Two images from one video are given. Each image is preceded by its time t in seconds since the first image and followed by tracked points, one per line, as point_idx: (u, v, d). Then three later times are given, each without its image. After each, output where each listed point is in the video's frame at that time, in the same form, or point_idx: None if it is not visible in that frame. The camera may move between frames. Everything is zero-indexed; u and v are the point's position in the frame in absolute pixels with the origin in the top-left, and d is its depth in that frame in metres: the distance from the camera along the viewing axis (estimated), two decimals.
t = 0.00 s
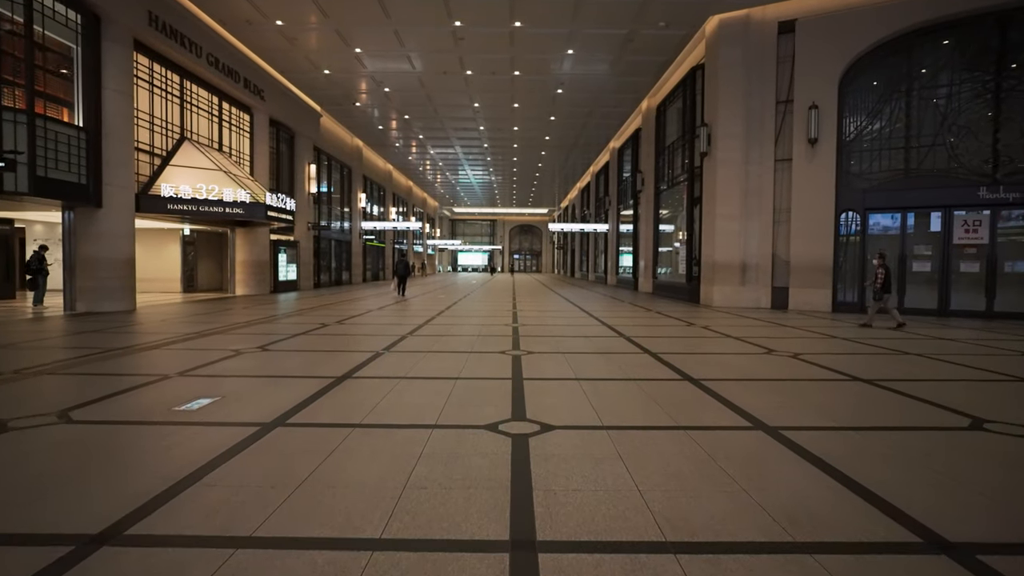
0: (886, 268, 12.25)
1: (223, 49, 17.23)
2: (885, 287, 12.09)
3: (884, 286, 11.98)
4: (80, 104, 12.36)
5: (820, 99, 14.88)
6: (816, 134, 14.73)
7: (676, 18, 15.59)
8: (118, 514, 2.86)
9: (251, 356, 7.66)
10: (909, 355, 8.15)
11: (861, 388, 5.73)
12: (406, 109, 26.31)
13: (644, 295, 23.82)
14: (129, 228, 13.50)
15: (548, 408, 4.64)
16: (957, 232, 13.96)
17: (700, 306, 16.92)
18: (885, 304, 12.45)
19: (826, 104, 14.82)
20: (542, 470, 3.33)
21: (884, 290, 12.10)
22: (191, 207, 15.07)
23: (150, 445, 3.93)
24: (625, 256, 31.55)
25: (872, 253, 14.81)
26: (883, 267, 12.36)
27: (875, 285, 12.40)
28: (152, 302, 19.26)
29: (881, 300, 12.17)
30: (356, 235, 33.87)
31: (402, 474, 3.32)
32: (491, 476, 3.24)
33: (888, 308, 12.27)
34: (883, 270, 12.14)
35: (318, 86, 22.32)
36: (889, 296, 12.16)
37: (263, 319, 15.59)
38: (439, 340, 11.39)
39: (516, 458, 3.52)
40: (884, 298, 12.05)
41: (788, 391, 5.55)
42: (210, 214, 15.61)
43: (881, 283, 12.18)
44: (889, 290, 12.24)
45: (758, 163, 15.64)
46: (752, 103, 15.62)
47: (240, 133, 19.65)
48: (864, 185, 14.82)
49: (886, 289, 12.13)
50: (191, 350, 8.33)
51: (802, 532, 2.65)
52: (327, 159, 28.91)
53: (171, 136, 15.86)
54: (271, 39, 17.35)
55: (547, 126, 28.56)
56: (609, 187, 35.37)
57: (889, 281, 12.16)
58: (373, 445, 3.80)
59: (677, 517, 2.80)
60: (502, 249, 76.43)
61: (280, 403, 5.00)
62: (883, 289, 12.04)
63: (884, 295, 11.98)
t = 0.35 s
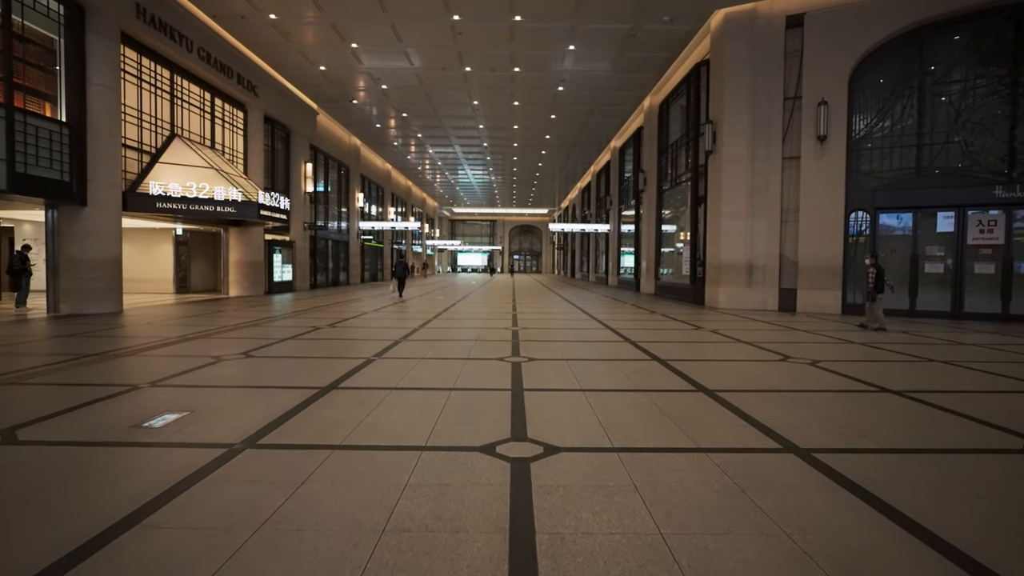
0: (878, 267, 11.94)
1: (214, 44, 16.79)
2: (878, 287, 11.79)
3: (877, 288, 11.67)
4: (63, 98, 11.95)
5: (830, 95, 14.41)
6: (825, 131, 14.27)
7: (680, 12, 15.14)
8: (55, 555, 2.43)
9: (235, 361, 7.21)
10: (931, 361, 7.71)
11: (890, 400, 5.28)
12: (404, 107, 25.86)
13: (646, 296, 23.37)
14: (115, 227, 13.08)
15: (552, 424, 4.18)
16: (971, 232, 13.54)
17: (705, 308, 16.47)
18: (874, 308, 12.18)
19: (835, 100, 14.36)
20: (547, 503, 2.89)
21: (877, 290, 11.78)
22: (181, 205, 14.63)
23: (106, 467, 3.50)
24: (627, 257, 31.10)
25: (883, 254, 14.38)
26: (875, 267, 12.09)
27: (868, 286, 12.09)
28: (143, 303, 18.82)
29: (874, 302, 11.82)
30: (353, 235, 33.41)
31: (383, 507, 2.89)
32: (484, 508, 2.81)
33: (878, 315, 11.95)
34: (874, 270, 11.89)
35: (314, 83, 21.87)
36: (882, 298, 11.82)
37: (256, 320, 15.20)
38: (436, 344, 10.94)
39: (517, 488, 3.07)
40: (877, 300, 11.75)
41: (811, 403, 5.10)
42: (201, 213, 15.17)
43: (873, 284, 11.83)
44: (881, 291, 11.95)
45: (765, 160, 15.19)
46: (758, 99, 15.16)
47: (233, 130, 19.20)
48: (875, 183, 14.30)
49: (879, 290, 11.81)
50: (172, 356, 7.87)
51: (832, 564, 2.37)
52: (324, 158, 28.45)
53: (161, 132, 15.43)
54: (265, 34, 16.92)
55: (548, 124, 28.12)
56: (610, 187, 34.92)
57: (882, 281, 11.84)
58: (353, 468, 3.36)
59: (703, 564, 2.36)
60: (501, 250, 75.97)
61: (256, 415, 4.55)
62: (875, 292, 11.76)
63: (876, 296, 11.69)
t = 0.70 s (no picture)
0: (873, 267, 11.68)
1: (206, 38, 16.34)
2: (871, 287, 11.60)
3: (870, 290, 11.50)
4: (47, 92, 11.53)
5: (840, 90, 13.93)
6: (835, 127, 13.81)
7: (685, 5, 14.69)
8: (56, 555, 2.41)
9: (216, 367, 6.76)
10: (958, 367, 7.23)
11: (929, 414, 4.80)
12: (402, 105, 25.40)
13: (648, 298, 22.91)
14: (101, 226, 12.63)
15: (558, 445, 3.71)
16: (987, 232, 13.06)
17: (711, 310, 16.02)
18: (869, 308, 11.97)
19: (845, 95, 13.91)
20: (554, 549, 2.42)
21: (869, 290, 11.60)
22: (170, 203, 14.14)
23: (46, 493, 3.06)
24: (629, 257, 30.63)
25: (895, 255, 14.00)
26: (870, 267, 11.89)
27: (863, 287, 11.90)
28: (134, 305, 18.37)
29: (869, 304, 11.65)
30: (352, 235, 32.95)
31: (359, 552, 2.43)
32: (478, 555, 2.37)
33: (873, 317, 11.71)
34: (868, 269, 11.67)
35: (310, 80, 21.42)
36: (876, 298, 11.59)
37: (249, 323, 14.78)
38: (433, 347, 10.48)
39: (519, 528, 2.59)
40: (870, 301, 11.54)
41: (843, 417, 4.63)
42: (191, 212, 14.69)
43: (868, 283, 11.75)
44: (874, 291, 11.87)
45: (773, 158, 14.74)
46: (766, 94, 14.71)
47: (226, 128, 18.74)
48: (886, 181, 13.88)
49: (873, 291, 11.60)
50: (151, 361, 7.42)
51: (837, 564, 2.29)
52: (321, 157, 27.99)
53: (150, 129, 14.99)
54: (259, 28, 16.47)
55: (548, 123, 27.67)
56: (611, 187, 34.46)
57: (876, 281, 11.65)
58: (330, 501, 2.90)
59: None
60: (501, 250, 75.54)
61: (227, 433, 4.08)
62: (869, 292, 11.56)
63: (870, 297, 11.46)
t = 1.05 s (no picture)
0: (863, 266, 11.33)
1: (196, 33, 15.89)
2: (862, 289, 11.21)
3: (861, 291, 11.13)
4: (26, 87, 11.06)
5: (850, 85, 13.49)
6: (845, 124, 13.36)
7: None
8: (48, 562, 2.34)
9: (197, 377, 6.32)
10: (986, 374, 6.78)
11: (972, 428, 4.34)
12: (399, 104, 24.96)
13: (650, 300, 22.46)
14: (84, 227, 12.17)
15: (565, 471, 3.24)
16: (1002, 232, 12.61)
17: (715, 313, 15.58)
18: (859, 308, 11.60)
19: (856, 90, 13.46)
20: None
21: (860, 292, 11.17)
22: (158, 203, 13.69)
23: None
24: (630, 259, 30.18)
25: (905, 256, 13.46)
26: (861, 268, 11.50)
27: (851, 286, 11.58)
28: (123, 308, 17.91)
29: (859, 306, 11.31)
30: (348, 236, 32.49)
31: None
32: None
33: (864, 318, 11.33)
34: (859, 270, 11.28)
35: (304, 78, 20.96)
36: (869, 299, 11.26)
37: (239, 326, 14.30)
38: (429, 350, 10.05)
39: None
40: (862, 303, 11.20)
41: (879, 435, 4.14)
42: (179, 212, 14.22)
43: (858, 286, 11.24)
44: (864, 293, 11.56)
45: (780, 156, 14.30)
46: (772, 90, 14.27)
47: (218, 126, 18.29)
48: (897, 179, 13.45)
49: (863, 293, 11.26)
50: (126, 368, 6.95)
51: None
52: (316, 157, 27.54)
53: (138, 127, 14.54)
54: (251, 23, 16.02)
55: (548, 122, 27.24)
56: (611, 187, 34.03)
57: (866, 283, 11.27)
58: (293, 546, 2.44)
59: None
60: (500, 251, 75.13)
61: (190, 457, 3.62)
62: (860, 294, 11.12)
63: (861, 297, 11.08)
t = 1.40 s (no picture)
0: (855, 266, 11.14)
1: (188, 27, 15.46)
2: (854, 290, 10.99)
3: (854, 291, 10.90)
4: (5, 79, 10.62)
5: (861, 79, 13.06)
6: (856, 119, 12.91)
7: None
8: None
9: (174, 384, 5.90)
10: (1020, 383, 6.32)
11: None
12: (397, 101, 24.52)
13: (653, 301, 22.04)
14: (68, 225, 11.71)
15: (575, 504, 2.81)
16: (1020, 231, 12.02)
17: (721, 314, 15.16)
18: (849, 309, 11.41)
19: (868, 84, 13.01)
20: None
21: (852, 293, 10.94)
22: (146, 201, 13.25)
23: None
24: (631, 259, 29.75)
25: (919, 256, 12.95)
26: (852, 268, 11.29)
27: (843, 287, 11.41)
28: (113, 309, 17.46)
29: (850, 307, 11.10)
30: (346, 236, 32.06)
31: None
32: None
33: (855, 320, 11.13)
34: (850, 270, 11.09)
35: (300, 75, 20.53)
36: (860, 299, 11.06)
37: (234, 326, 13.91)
38: (425, 352, 9.63)
39: None
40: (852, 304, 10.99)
41: (924, 458, 3.70)
42: (168, 210, 13.78)
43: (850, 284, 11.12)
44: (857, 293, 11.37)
45: (788, 153, 13.87)
46: (781, 84, 13.84)
47: (211, 122, 17.85)
48: (910, 177, 12.99)
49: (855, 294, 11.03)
50: (98, 374, 6.51)
51: None
52: (313, 155, 27.10)
53: (126, 122, 14.10)
54: (244, 17, 15.58)
55: (548, 120, 26.82)
56: (613, 187, 33.60)
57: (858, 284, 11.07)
58: None
59: None
60: (500, 252, 74.76)
61: (146, 482, 3.20)
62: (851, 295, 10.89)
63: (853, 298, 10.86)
